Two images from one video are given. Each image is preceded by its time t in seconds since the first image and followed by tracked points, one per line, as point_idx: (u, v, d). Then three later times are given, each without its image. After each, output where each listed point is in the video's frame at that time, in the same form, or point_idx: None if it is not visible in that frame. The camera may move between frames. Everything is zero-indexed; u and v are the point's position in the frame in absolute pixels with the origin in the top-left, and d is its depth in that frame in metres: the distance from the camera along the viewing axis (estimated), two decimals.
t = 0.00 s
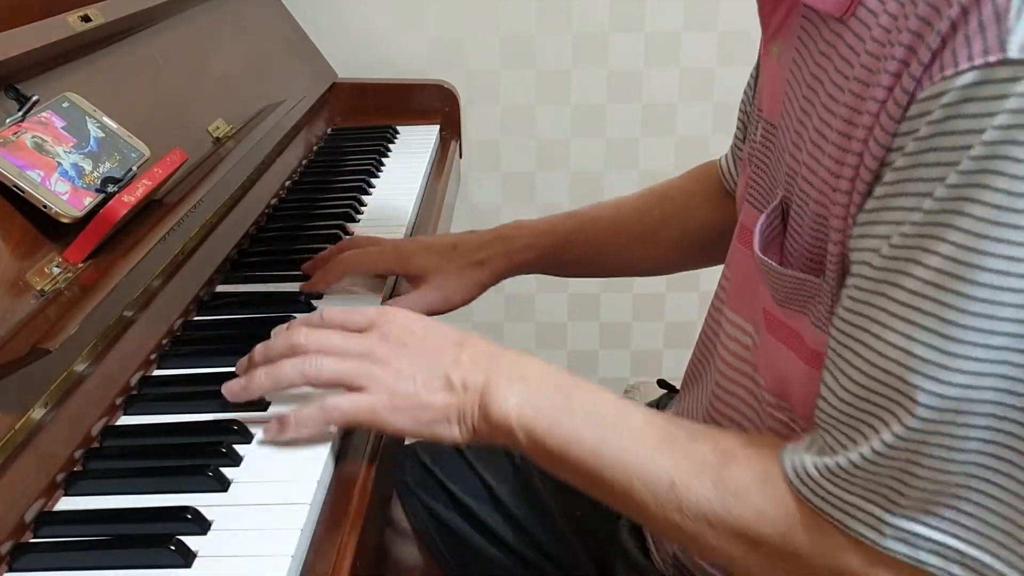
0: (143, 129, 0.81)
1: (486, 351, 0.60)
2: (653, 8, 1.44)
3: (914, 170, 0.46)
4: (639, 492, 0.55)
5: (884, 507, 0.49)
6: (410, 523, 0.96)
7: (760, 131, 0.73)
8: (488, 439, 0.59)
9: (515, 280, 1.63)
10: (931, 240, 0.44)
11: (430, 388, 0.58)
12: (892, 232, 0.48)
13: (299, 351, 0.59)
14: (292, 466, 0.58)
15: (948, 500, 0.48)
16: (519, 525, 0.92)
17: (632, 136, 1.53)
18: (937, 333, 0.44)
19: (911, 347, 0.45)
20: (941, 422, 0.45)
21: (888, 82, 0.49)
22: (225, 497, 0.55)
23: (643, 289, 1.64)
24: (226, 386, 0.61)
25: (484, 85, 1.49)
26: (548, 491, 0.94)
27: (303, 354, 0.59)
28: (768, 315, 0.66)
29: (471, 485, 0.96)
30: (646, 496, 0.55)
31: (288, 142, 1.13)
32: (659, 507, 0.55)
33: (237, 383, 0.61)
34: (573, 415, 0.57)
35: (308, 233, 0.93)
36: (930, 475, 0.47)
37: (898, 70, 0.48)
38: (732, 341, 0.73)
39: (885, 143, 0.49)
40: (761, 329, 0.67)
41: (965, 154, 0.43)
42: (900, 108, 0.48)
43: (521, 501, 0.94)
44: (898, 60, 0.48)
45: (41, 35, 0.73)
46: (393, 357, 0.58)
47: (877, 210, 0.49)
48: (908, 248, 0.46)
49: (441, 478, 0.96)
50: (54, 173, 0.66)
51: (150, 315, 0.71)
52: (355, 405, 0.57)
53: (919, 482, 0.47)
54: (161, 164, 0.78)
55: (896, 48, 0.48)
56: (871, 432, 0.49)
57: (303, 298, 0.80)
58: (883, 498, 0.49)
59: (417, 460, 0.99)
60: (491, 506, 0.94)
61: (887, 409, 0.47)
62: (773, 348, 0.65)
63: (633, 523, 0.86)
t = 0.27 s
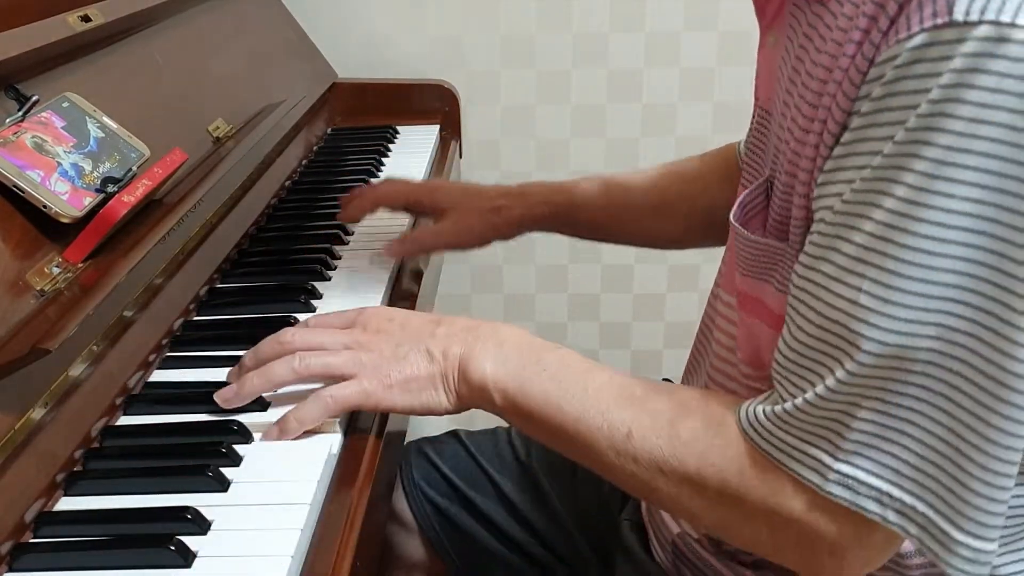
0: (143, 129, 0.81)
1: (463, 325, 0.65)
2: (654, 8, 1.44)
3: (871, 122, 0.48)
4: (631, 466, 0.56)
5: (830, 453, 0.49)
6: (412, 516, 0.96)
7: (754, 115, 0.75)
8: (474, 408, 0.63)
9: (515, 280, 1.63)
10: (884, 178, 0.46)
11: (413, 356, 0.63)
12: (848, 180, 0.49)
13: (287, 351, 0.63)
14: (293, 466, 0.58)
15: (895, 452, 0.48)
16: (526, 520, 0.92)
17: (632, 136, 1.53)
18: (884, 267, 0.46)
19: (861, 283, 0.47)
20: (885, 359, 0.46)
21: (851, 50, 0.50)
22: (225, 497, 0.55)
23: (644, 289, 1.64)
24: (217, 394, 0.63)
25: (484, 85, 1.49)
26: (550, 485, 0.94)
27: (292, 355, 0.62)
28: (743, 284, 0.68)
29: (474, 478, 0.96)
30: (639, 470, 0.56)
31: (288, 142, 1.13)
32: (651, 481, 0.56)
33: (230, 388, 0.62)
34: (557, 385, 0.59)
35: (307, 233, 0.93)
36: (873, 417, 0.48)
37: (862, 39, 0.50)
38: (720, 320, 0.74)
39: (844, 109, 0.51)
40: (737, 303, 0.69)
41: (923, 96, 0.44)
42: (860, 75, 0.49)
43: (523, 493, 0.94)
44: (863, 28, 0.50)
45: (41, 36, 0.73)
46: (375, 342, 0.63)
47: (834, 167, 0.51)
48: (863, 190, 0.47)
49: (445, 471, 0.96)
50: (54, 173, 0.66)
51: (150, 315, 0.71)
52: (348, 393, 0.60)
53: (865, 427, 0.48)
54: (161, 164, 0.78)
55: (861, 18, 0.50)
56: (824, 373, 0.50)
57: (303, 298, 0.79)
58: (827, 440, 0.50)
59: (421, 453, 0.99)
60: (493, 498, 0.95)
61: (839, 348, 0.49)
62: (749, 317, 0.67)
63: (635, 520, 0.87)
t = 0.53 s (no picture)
0: (143, 129, 0.81)
1: (457, 310, 0.62)
2: (653, 8, 1.44)
3: (894, 84, 0.50)
4: (665, 452, 0.55)
5: (865, 416, 0.50)
6: (416, 515, 0.96)
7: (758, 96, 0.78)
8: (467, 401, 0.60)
9: (515, 280, 1.63)
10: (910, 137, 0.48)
11: (401, 346, 0.59)
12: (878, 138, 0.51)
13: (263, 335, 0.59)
14: (294, 465, 0.58)
15: (930, 407, 0.48)
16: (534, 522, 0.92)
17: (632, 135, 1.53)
18: (915, 222, 0.47)
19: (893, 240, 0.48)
20: (918, 314, 0.47)
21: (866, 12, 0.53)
22: (226, 497, 0.55)
23: (644, 289, 1.64)
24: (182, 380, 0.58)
25: (483, 85, 1.49)
26: (553, 482, 0.94)
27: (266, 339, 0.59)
28: (766, 256, 0.69)
29: (477, 476, 0.96)
30: (676, 456, 0.55)
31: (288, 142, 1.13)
32: (689, 466, 0.55)
33: (196, 375, 0.58)
34: (576, 374, 0.57)
35: (307, 233, 0.92)
36: (909, 376, 0.48)
37: None
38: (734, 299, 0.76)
39: (865, 63, 0.53)
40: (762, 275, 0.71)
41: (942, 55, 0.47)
42: (878, 29, 0.52)
43: (528, 491, 0.94)
44: None
45: (41, 36, 0.73)
46: (358, 327, 0.60)
47: (861, 131, 0.53)
48: (890, 151, 0.49)
49: (448, 470, 0.96)
50: (54, 173, 0.66)
51: (150, 316, 0.71)
52: (328, 380, 0.56)
53: (900, 384, 0.48)
54: (161, 164, 0.78)
55: None
56: (856, 337, 0.51)
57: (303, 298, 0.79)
58: (861, 406, 0.50)
59: (424, 452, 0.98)
60: (497, 497, 0.95)
61: (871, 309, 0.50)
62: (769, 285, 0.68)
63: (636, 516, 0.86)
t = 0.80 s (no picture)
0: (142, 129, 0.81)
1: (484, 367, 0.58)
2: (653, 8, 1.44)
3: (912, 71, 0.49)
4: (712, 475, 0.53)
5: (897, 412, 0.48)
6: (415, 514, 0.93)
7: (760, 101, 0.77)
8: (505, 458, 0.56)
9: (515, 280, 1.63)
10: (933, 123, 0.46)
11: (439, 409, 0.55)
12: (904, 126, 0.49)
13: (301, 414, 0.53)
14: (296, 462, 0.58)
15: (961, 396, 0.47)
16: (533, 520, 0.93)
17: (632, 135, 1.53)
18: (940, 209, 0.46)
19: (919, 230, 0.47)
20: (945, 304, 0.46)
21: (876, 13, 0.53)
22: (226, 496, 0.55)
23: (644, 289, 1.64)
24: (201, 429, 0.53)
25: (483, 85, 1.49)
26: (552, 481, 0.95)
27: (308, 418, 0.52)
28: (774, 257, 0.68)
29: (477, 474, 0.96)
30: (723, 477, 0.53)
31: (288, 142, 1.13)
32: (738, 485, 0.53)
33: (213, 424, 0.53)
34: (608, 415, 0.54)
35: (306, 233, 0.93)
36: (941, 365, 0.47)
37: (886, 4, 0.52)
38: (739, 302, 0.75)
39: (878, 69, 0.52)
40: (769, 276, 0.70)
41: (961, 41, 0.46)
42: (890, 34, 0.51)
43: (526, 490, 0.95)
44: None
45: (41, 35, 0.73)
46: (393, 395, 0.54)
47: (883, 124, 0.51)
48: (915, 139, 0.47)
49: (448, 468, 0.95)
50: (54, 173, 0.66)
51: (149, 316, 0.71)
52: (381, 454, 0.52)
53: (932, 377, 0.47)
54: (161, 164, 0.78)
55: None
56: (886, 334, 0.49)
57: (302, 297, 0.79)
58: (891, 403, 0.48)
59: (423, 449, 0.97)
60: (497, 496, 0.95)
61: (900, 303, 0.48)
62: (776, 286, 0.68)
63: (639, 514, 0.86)
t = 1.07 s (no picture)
0: (143, 129, 0.81)
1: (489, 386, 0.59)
2: (653, 8, 1.44)
3: (909, 88, 0.49)
4: (714, 491, 0.54)
5: (900, 430, 0.49)
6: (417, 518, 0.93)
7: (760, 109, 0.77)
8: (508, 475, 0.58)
9: (514, 280, 1.64)
10: (932, 141, 0.47)
11: (445, 427, 0.56)
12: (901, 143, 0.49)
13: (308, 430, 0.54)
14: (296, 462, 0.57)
15: (960, 411, 0.48)
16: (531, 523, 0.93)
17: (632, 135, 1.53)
18: (940, 229, 0.46)
19: (918, 248, 0.47)
20: (944, 320, 0.47)
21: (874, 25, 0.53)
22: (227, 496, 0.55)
23: (643, 289, 1.65)
24: (210, 447, 0.56)
25: (484, 85, 1.49)
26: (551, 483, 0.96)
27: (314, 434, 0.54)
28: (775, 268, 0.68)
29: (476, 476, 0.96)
30: (725, 494, 0.54)
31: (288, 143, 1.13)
32: (740, 500, 0.54)
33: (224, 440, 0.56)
34: (612, 432, 0.56)
35: (307, 233, 0.93)
36: (941, 383, 0.47)
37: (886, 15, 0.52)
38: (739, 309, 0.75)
39: (877, 81, 0.52)
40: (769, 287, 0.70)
41: (958, 57, 0.46)
42: (890, 46, 0.51)
43: (526, 494, 0.95)
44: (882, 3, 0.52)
45: (42, 36, 0.73)
46: (398, 412, 0.56)
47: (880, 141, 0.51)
48: (915, 156, 0.48)
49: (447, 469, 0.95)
50: (56, 173, 0.66)
51: (149, 316, 0.71)
52: (386, 467, 0.53)
53: (933, 394, 0.48)
54: (162, 164, 0.78)
55: None
56: (886, 349, 0.50)
57: (303, 297, 0.79)
58: (895, 420, 0.49)
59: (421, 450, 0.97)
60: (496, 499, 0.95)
61: (900, 319, 0.49)
62: (776, 297, 0.67)
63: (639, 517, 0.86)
